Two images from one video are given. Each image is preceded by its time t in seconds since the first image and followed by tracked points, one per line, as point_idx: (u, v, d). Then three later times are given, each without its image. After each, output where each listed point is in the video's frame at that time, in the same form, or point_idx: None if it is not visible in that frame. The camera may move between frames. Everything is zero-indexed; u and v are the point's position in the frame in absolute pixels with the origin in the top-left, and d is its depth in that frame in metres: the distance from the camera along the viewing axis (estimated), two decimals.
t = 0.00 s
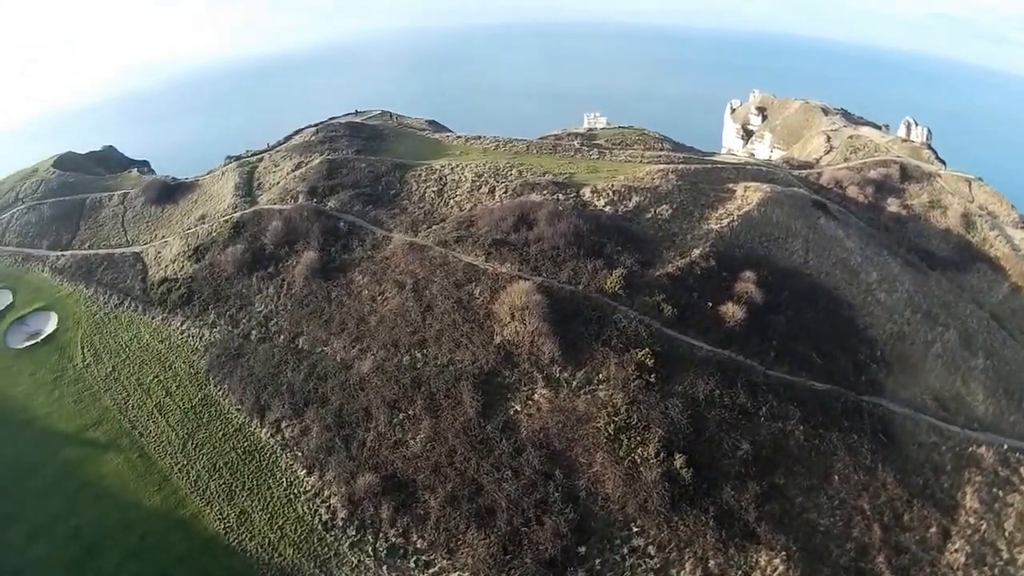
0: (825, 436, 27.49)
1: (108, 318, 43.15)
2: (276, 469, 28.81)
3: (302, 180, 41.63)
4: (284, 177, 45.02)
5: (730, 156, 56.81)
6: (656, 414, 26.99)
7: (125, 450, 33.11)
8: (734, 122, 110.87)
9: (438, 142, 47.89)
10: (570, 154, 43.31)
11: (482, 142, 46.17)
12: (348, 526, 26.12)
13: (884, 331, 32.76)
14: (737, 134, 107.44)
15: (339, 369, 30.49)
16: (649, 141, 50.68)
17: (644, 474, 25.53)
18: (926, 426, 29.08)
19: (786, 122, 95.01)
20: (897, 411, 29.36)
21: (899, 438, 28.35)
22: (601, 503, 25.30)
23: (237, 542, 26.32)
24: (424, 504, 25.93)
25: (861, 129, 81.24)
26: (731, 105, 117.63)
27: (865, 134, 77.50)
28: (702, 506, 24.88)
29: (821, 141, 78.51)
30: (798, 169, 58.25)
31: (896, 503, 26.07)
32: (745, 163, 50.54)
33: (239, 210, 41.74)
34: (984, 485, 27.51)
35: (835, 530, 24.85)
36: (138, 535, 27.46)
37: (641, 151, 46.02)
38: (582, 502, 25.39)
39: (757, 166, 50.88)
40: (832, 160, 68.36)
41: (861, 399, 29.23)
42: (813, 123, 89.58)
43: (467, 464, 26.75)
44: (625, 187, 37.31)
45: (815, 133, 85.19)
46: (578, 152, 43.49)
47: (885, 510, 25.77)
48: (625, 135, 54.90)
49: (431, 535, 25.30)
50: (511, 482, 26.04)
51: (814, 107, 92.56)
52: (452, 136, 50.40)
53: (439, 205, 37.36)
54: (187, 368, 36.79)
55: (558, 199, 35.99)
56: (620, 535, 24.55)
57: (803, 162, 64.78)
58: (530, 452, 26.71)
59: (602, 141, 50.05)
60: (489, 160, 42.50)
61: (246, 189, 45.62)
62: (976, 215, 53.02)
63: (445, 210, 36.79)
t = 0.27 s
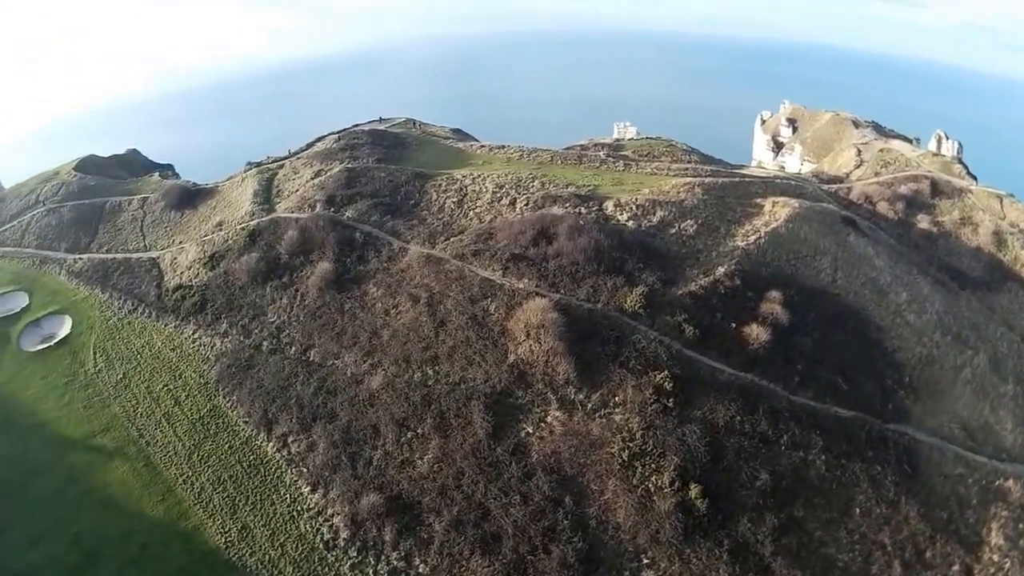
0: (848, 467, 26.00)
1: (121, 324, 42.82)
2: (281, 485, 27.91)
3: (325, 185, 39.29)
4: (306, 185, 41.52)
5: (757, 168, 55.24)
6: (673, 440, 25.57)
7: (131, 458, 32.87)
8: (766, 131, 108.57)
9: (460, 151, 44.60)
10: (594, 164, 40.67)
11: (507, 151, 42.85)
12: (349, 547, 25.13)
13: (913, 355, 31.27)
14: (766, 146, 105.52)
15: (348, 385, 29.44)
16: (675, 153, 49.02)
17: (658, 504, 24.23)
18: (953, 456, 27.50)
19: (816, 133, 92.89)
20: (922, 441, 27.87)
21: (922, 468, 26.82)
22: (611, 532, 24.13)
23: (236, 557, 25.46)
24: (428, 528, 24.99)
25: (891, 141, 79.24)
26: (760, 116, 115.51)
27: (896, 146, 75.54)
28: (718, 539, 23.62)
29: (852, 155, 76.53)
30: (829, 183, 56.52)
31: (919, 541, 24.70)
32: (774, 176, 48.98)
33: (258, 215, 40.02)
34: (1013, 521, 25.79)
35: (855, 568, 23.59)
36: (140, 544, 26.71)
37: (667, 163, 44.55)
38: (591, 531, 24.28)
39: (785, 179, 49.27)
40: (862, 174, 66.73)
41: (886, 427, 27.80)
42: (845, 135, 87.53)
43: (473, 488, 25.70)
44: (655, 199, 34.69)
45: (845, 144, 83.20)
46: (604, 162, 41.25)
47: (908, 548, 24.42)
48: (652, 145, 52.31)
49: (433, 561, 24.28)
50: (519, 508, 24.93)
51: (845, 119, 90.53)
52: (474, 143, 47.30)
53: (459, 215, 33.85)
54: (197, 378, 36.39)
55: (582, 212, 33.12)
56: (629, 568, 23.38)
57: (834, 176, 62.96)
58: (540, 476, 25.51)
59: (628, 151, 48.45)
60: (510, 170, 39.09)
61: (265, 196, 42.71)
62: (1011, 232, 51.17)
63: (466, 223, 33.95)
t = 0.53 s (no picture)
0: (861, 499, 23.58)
1: (125, 332, 42.25)
2: (276, 501, 26.72)
3: (334, 192, 37.72)
4: (315, 194, 39.95)
5: (777, 181, 53.90)
6: (681, 468, 23.04)
7: (128, 470, 32.50)
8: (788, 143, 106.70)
9: (475, 161, 42.29)
10: (610, 177, 39.13)
11: (522, 163, 40.89)
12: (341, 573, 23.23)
13: (933, 379, 29.78)
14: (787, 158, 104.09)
15: (348, 401, 27.50)
16: (694, 166, 47.84)
17: (663, 536, 21.74)
18: (972, 486, 25.81)
19: (838, 146, 91.29)
20: (939, 469, 26.09)
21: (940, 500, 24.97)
22: (611, 564, 21.62)
23: None
24: (422, 554, 22.76)
25: (915, 155, 77.66)
26: (781, 129, 113.99)
27: (920, 160, 73.98)
28: None
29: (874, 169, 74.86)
30: (851, 198, 55.04)
31: None
32: (795, 191, 47.64)
33: (265, 224, 39.11)
34: None
35: None
36: (133, 559, 25.66)
37: (685, 176, 43.34)
38: (593, 563, 21.80)
39: (807, 194, 47.84)
40: (885, 189, 65.32)
41: (903, 453, 25.94)
42: (868, 148, 85.94)
43: (471, 513, 23.31)
44: (672, 215, 31.88)
45: (867, 158, 81.67)
46: (621, 175, 39.78)
47: None
48: (671, 157, 50.89)
49: None
50: (518, 536, 22.55)
51: (868, 132, 88.99)
52: (490, 153, 45.11)
53: (467, 230, 31.28)
54: (198, 390, 35.67)
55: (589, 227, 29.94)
56: None
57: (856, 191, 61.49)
58: (541, 502, 23.08)
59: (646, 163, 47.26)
60: (524, 182, 37.00)
61: (274, 205, 41.29)
62: None
63: (480, 239, 30.32)
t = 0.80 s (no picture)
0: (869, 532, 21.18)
1: (121, 341, 41.51)
2: (262, 522, 25.81)
3: (335, 201, 36.85)
4: (315, 204, 38.95)
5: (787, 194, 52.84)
6: (679, 497, 20.24)
7: (117, 484, 31.63)
8: (799, 155, 105.64)
9: (480, 172, 40.92)
10: (617, 190, 37.97)
11: (526, 174, 39.81)
12: None
13: (943, 405, 28.70)
14: (798, 170, 102.98)
15: (340, 419, 26.20)
16: (703, 179, 46.80)
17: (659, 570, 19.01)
18: (980, 516, 24.94)
19: (850, 159, 90.12)
20: (947, 499, 25.05)
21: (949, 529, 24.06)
22: None
23: None
24: None
25: (928, 170, 76.51)
26: (793, 141, 112.87)
27: (933, 175, 72.87)
28: None
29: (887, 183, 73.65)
30: (862, 212, 53.93)
31: None
32: (806, 205, 46.52)
33: (264, 234, 38.32)
34: None
35: None
36: None
37: (694, 189, 42.27)
38: None
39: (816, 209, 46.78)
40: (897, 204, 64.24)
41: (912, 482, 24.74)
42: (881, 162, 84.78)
43: (462, 541, 20.79)
44: (684, 230, 29.98)
45: (880, 172, 80.56)
46: (628, 188, 38.70)
47: None
48: (679, 170, 49.83)
49: None
50: (508, 568, 19.93)
51: (880, 146, 87.92)
52: (495, 163, 43.90)
53: (468, 243, 30.15)
54: (190, 403, 34.76)
55: (592, 241, 28.08)
56: None
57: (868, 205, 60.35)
58: (534, 531, 20.41)
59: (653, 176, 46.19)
60: (529, 194, 35.61)
61: (274, 215, 40.43)
62: None
63: (481, 253, 29.08)
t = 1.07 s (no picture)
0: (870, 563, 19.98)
1: (109, 349, 40.76)
2: (241, 542, 24.90)
3: (327, 211, 36.24)
4: (308, 213, 38.32)
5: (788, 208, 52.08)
6: (670, 526, 19.28)
7: (99, 497, 30.95)
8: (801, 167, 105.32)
9: (475, 182, 40.21)
10: (614, 203, 37.26)
11: (523, 184, 39.03)
12: None
13: (946, 429, 27.76)
14: (800, 183, 102.31)
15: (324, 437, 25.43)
16: (703, 191, 46.09)
17: None
18: (982, 545, 24.24)
19: (853, 172, 89.43)
20: (949, 526, 24.20)
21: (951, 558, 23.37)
22: None
23: None
24: None
25: (931, 184, 75.90)
26: (795, 153, 112.24)
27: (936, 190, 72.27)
28: None
29: (889, 197, 72.95)
30: (864, 227, 53.17)
31: None
32: (807, 219, 45.77)
33: (255, 243, 37.69)
34: None
35: None
36: None
37: (692, 203, 41.56)
38: None
39: (818, 223, 46.04)
40: (899, 219, 63.50)
41: (914, 510, 23.79)
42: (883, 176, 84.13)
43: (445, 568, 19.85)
44: (682, 244, 29.17)
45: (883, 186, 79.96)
46: (626, 201, 37.98)
47: None
48: (679, 182, 49.11)
49: None
50: None
51: (883, 160, 87.30)
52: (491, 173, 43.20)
53: (460, 256, 29.44)
54: (174, 416, 33.98)
55: (587, 256, 27.32)
56: None
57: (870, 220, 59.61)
58: (519, 559, 19.45)
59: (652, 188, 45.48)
60: (525, 205, 34.87)
61: (265, 224, 39.77)
62: None
63: (473, 267, 28.35)
